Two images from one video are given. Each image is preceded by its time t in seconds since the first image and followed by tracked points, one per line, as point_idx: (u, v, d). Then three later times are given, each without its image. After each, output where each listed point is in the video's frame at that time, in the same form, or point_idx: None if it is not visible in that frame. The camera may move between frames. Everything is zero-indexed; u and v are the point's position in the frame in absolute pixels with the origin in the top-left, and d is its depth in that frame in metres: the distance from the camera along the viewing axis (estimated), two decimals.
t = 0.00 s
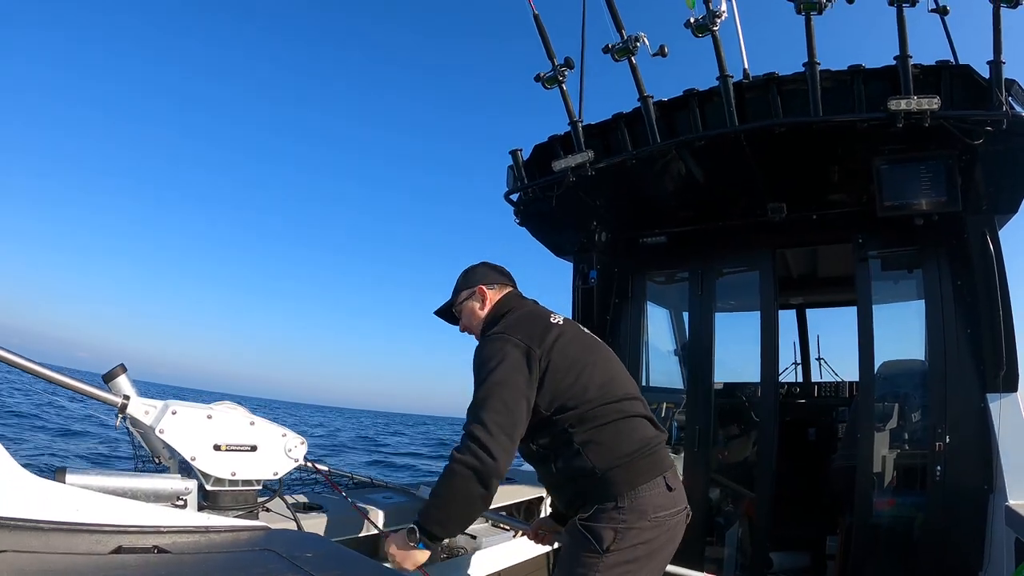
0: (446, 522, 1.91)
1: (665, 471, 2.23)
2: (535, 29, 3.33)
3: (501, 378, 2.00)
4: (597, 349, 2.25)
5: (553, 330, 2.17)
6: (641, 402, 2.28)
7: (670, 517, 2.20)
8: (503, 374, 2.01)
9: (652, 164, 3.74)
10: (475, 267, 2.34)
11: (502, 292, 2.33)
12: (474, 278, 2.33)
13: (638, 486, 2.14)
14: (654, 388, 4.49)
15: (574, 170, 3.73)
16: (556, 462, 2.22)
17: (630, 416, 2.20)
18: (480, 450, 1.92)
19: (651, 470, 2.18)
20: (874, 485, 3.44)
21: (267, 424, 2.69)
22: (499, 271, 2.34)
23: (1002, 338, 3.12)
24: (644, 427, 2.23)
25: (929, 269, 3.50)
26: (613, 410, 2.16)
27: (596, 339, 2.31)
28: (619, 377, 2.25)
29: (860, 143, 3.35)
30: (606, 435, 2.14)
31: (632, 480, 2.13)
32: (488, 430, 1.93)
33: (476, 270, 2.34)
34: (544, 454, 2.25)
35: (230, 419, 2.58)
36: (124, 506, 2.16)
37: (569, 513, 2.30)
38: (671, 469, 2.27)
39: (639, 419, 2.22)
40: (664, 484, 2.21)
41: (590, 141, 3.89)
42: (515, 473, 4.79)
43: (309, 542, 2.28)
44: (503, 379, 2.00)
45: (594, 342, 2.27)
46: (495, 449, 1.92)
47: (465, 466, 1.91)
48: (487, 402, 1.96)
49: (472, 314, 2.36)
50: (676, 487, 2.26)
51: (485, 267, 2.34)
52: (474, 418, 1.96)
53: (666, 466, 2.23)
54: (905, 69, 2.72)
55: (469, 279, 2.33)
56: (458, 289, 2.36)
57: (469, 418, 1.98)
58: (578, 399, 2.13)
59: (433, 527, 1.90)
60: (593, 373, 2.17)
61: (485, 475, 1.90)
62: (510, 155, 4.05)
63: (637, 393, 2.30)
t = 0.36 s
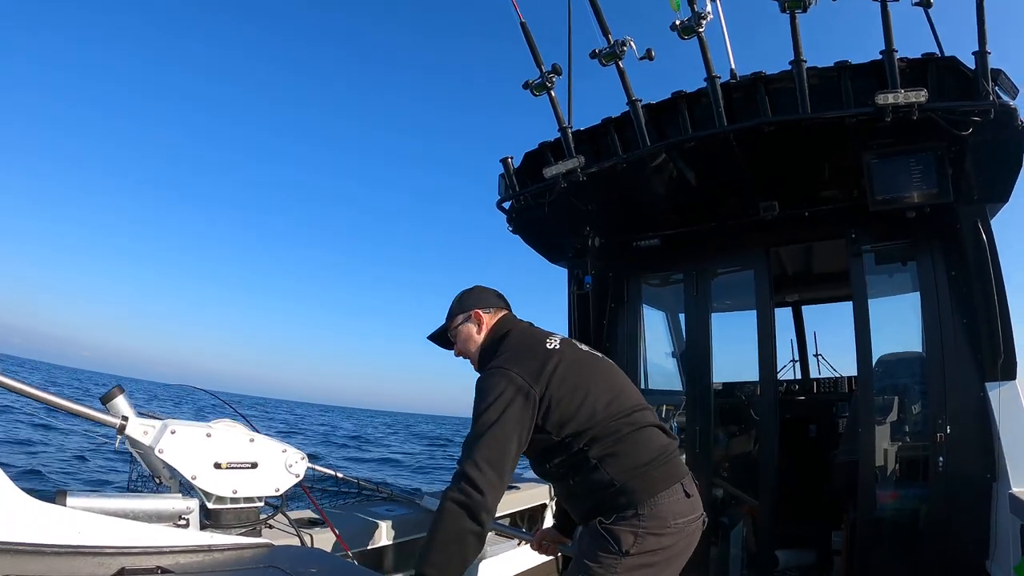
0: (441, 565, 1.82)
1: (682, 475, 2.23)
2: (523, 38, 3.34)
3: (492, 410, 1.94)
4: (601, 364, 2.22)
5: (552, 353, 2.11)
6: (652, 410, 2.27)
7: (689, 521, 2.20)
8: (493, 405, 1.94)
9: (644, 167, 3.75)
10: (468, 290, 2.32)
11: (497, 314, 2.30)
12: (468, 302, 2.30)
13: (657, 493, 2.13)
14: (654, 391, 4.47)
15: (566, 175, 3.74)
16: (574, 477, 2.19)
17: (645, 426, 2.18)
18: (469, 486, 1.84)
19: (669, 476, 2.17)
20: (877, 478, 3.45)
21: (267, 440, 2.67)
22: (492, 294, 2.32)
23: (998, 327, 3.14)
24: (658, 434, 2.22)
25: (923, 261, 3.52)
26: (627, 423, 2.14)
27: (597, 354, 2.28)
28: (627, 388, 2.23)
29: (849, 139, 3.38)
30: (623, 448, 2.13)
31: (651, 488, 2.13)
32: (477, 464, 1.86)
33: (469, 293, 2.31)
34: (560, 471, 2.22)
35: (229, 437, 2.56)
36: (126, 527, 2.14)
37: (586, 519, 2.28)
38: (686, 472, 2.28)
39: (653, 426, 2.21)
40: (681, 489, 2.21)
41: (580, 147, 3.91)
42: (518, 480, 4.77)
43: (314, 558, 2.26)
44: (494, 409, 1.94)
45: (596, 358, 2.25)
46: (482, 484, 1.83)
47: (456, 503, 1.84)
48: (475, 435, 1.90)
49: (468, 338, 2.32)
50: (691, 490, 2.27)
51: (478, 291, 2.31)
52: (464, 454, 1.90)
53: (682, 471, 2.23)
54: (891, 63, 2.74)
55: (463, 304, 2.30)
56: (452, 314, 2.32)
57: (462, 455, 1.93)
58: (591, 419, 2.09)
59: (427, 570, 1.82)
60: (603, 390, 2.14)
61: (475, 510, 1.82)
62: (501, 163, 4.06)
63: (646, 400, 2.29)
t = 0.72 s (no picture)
0: None
1: (692, 476, 2.23)
2: (513, 41, 3.35)
3: (490, 429, 1.90)
4: (599, 373, 2.22)
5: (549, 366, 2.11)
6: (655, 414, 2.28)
7: (702, 522, 2.20)
8: (489, 425, 1.91)
9: (637, 168, 3.76)
10: (456, 306, 2.30)
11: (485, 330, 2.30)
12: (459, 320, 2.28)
13: (669, 497, 2.13)
14: (653, 390, 4.47)
15: (559, 177, 3.75)
16: (583, 487, 2.19)
17: (650, 431, 2.19)
18: (465, 510, 1.78)
19: (679, 478, 2.18)
20: (879, 471, 3.46)
21: (267, 449, 2.66)
22: (481, 309, 2.31)
23: (995, 316, 3.16)
24: (664, 438, 2.23)
25: (918, 254, 3.53)
26: (632, 430, 2.15)
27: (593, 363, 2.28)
28: (627, 394, 2.23)
29: (840, 135, 3.39)
30: (630, 455, 2.13)
31: (662, 492, 2.13)
32: (471, 487, 1.80)
33: (458, 308, 2.29)
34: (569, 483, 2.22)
35: (229, 448, 2.54)
36: (128, 540, 2.12)
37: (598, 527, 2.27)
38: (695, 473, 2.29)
39: (658, 430, 2.22)
40: (693, 491, 2.21)
41: (573, 149, 3.92)
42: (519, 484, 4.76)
43: (318, 566, 2.25)
44: (491, 428, 1.90)
45: (594, 368, 2.25)
46: (477, 508, 1.77)
47: (452, 528, 1.79)
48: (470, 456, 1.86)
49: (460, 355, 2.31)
50: (702, 491, 2.27)
51: (467, 308, 2.29)
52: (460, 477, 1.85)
53: (691, 473, 2.23)
54: (881, 57, 2.75)
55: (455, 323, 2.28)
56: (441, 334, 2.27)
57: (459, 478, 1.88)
58: (595, 428, 2.09)
59: None
60: (604, 399, 2.14)
61: (471, 536, 1.76)
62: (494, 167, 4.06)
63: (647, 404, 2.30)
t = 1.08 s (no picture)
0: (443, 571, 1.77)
1: (684, 472, 2.23)
2: (513, 41, 3.35)
3: (493, 411, 1.91)
4: (598, 365, 2.23)
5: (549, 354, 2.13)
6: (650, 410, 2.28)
7: (694, 519, 2.20)
8: (494, 407, 1.92)
9: (637, 168, 3.76)
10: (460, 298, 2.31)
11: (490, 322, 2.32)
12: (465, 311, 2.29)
13: (661, 493, 2.13)
14: (653, 390, 4.47)
15: (560, 177, 3.74)
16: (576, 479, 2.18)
17: (645, 425, 2.19)
18: (471, 489, 1.79)
19: (672, 475, 2.17)
20: (879, 472, 3.46)
21: (267, 449, 2.66)
22: (486, 301, 2.32)
23: (995, 317, 3.15)
24: (659, 435, 2.23)
25: (918, 254, 3.53)
26: (628, 424, 2.15)
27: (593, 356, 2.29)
28: (625, 388, 2.24)
29: (841, 135, 3.39)
30: (625, 448, 2.13)
31: (655, 488, 2.12)
32: (477, 466, 1.81)
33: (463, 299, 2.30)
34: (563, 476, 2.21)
35: (229, 447, 2.54)
36: (128, 539, 2.12)
37: (591, 523, 2.27)
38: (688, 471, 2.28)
39: (653, 426, 2.22)
40: (685, 487, 2.21)
41: (573, 149, 3.91)
42: (519, 484, 4.75)
43: (318, 566, 2.24)
44: (494, 411, 1.91)
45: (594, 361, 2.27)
46: (484, 486, 1.78)
47: (458, 507, 1.79)
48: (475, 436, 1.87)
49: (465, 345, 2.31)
50: (694, 488, 2.26)
51: (470, 300, 2.30)
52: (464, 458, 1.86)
53: (684, 470, 2.23)
54: (881, 57, 2.75)
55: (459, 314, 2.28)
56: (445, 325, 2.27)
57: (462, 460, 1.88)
58: (592, 419, 2.09)
59: None
60: (602, 390, 2.14)
61: (479, 514, 1.78)
62: (495, 167, 4.06)
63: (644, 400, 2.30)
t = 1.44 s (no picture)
0: (497, 515, 1.78)
1: (666, 475, 2.23)
2: (524, 40, 3.34)
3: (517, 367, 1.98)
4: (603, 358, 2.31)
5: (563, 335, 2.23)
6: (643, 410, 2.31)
7: (670, 520, 2.18)
8: (517, 361, 2.01)
9: (645, 170, 3.75)
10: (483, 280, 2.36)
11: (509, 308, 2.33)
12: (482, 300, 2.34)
13: (642, 490, 2.13)
14: (654, 393, 4.49)
15: (567, 178, 3.74)
16: (561, 466, 2.20)
17: (638, 422, 2.21)
18: (516, 432, 1.86)
19: (653, 474, 2.17)
20: (878, 482, 3.44)
21: (267, 441, 2.67)
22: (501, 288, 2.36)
23: (1000, 328, 3.15)
24: (647, 434, 2.24)
25: (924, 264, 3.52)
26: (622, 416, 2.18)
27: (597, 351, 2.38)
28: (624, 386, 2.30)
29: (850, 142, 3.37)
30: (614, 439, 2.15)
31: (635, 486, 2.13)
32: (518, 413, 1.89)
33: (487, 281, 2.35)
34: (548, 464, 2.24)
35: (229, 437, 2.55)
36: (126, 527, 2.13)
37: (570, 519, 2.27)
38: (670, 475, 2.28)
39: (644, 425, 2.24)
40: (664, 489, 2.19)
41: (581, 150, 3.91)
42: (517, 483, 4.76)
43: (314, 559, 2.25)
44: (519, 367, 1.98)
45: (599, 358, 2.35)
46: (527, 427, 1.87)
47: (505, 452, 1.84)
48: (507, 388, 1.94)
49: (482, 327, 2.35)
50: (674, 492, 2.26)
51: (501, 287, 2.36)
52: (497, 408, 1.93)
53: (665, 472, 2.23)
54: (892, 66, 2.74)
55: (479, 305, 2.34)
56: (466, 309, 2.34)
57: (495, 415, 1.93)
58: (588, 402, 2.14)
59: (484, 522, 1.77)
60: (602, 376, 2.21)
61: (528, 453, 1.84)
62: (502, 165, 4.06)
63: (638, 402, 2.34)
